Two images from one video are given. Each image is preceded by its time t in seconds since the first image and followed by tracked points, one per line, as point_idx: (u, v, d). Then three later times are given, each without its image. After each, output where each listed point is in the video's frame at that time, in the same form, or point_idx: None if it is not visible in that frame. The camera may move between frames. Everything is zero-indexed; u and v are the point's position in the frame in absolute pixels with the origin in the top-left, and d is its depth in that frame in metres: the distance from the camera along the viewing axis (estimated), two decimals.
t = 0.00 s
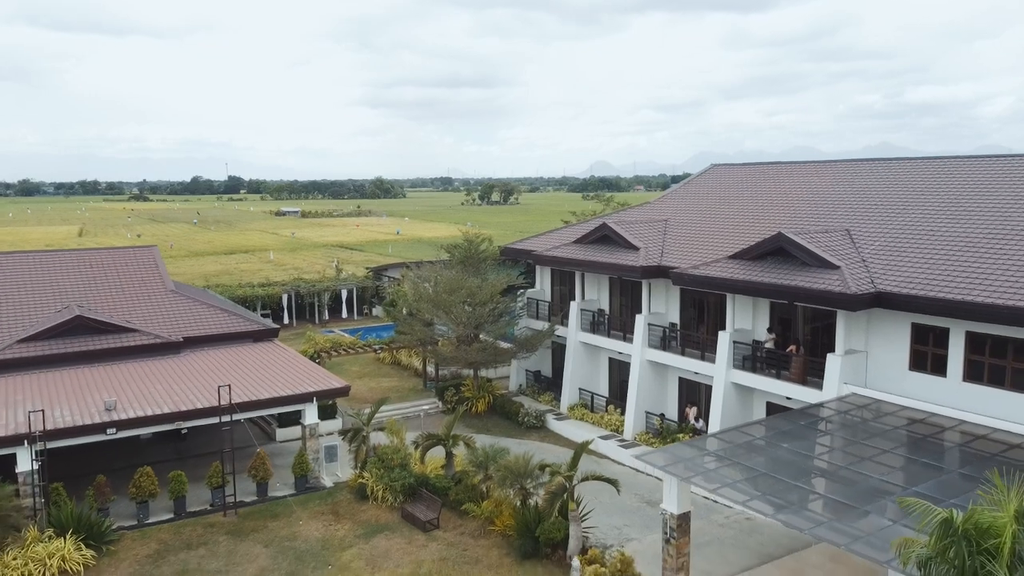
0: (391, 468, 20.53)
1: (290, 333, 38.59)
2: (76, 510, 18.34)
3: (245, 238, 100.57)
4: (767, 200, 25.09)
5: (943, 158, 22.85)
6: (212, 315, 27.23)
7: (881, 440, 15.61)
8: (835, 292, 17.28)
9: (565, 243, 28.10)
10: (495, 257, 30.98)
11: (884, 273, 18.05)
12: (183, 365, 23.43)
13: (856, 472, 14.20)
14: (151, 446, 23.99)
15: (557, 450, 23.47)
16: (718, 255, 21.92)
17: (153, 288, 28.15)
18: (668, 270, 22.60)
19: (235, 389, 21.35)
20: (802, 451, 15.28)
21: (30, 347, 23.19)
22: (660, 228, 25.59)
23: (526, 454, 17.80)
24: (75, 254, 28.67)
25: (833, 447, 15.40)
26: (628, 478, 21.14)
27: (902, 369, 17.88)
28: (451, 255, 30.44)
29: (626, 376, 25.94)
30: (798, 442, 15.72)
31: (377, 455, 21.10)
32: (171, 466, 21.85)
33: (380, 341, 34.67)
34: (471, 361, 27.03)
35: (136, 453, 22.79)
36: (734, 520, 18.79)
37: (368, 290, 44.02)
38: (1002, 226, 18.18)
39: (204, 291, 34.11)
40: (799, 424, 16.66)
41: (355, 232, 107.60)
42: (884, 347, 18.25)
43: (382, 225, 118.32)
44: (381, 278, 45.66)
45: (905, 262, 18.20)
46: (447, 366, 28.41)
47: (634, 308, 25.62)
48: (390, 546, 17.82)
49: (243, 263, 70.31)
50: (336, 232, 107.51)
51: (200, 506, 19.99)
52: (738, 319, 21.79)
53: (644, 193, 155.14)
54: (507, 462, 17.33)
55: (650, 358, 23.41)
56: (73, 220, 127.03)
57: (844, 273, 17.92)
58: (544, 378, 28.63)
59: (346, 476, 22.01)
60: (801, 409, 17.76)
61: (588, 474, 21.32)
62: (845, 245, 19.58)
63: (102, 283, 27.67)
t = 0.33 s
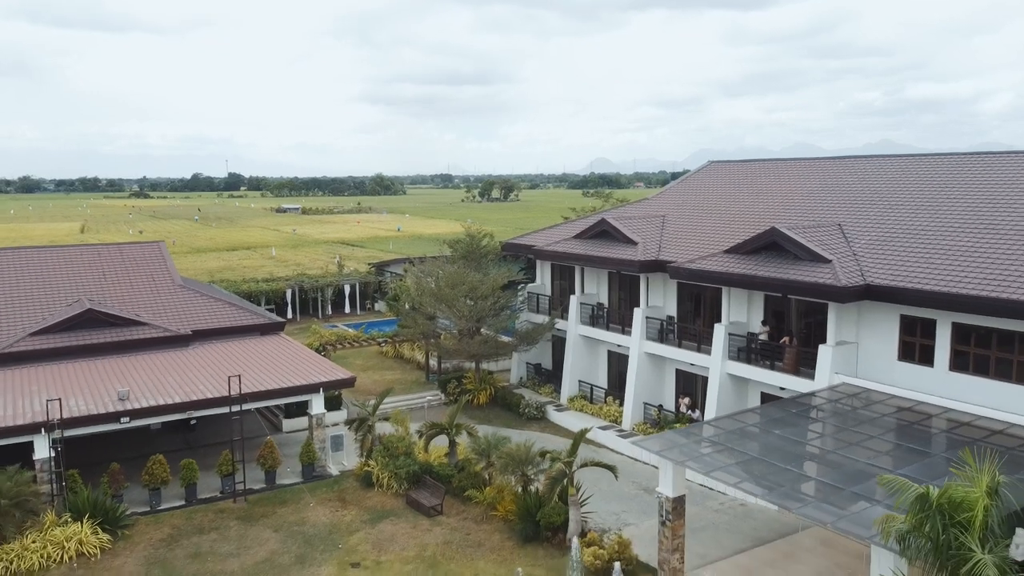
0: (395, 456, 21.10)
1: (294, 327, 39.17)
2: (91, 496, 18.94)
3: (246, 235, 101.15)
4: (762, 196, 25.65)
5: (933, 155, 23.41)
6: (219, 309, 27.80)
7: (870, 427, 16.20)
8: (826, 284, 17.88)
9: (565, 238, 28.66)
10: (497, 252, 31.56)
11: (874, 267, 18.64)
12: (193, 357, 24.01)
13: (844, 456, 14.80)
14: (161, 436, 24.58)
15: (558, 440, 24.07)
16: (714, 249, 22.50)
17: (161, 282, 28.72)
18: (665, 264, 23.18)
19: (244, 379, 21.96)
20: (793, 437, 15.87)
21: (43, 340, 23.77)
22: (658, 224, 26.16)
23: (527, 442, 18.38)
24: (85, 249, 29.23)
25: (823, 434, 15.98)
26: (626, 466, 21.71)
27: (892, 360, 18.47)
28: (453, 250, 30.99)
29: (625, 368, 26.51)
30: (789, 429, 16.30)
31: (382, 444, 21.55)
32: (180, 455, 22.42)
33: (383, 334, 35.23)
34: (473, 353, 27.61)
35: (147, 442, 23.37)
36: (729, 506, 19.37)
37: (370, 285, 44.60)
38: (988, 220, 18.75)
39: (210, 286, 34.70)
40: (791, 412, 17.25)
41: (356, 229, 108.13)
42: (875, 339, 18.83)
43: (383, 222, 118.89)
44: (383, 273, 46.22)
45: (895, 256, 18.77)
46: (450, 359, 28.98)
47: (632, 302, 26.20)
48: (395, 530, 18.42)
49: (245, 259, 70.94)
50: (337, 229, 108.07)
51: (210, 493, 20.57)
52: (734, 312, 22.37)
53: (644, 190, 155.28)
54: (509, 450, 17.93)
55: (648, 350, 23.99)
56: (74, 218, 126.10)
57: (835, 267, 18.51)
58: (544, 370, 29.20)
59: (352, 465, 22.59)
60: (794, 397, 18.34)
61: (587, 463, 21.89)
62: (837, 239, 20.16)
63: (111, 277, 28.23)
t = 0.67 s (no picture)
0: (400, 443, 21.80)
1: (298, 321, 39.80)
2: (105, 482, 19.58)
3: (248, 231, 101.78)
4: (757, 192, 26.21)
5: (925, 151, 23.94)
6: (227, 303, 28.39)
7: (859, 414, 16.80)
8: (817, 277, 18.49)
9: (565, 234, 29.26)
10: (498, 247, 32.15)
11: (865, 260, 19.24)
12: (202, 349, 24.62)
13: (834, 441, 15.40)
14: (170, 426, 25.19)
15: (558, 430, 24.68)
16: (710, 244, 23.09)
17: (170, 277, 29.31)
18: (663, 259, 23.79)
19: (253, 370, 22.59)
20: (785, 424, 16.48)
21: (55, 333, 24.37)
22: (656, 219, 26.75)
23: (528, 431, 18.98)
24: (95, 244, 29.81)
25: (814, 421, 16.59)
26: (625, 455, 22.31)
27: (882, 350, 19.06)
28: (456, 245, 31.58)
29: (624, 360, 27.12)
30: (781, 416, 16.91)
31: (388, 433, 22.33)
32: (191, 444, 23.03)
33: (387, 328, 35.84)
34: (475, 346, 28.22)
35: (158, 432, 23.98)
36: (724, 492, 19.97)
37: (373, 281, 45.26)
38: (976, 215, 19.32)
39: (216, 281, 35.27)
40: (783, 400, 17.85)
41: (357, 225, 108.75)
42: (865, 330, 19.43)
43: (383, 219, 119.46)
44: (385, 269, 46.87)
45: (885, 250, 19.37)
46: (452, 352, 29.58)
47: (631, 296, 26.80)
48: (401, 515, 19.05)
49: (247, 255, 71.56)
50: (338, 225, 108.69)
51: (220, 481, 21.18)
52: (729, 305, 22.98)
53: (643, 187, 155.75)
54: (511, 438, 18.54)
55: (646, 342, 24.60)
56: (76, 214, 126.47)
57: (826, 260, 19.12)
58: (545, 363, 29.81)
59: (357, 454, 23.20)
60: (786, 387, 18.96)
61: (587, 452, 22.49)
62: (830, 234, 20.76)
63: (121, 272, 28.83)
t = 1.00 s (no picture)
0: (404, 432, 22.42)
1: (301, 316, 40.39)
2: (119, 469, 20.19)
3: (250, 227, 102.42)
4: (753, 188, 26.79)
5: (915, 147, 24.54)
6: (233, 297, 28.97)
7: (848, 402, 17.40)
8: (808, 270, 19.11)
9: (565, 229, 29.83)
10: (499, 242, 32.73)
11: (855, 254, 19.84)
12: (211, 341, 25.22)
13: (823, 427, 16.00)
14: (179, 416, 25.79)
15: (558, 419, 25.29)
16: (707, 238, 23.68)
17: (177, 271, 29.91)
18: (660, 253, 24.38)
19: (261, 361, 23.21)
20: (777, 411, 17.09)
21: (67, 326, 24.97)
22: (654, 214, 27.32)
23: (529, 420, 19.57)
24: (103, 239, 30.37)
25: (805, 408, 17.18)
26: (623, 443, 22.92)
27: (872, 341, 19.66)
28: (457, 240, 32.14)
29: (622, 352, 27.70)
30: (774, 404, 17.51)
31: (392, 422, 22.84)
32: (200, 433, 23.64)
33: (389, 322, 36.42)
34: (476, 339, 28.82)
35: (168, 421, 24.58)
36: (718, 479, 20.60)
37: (375, 276, 45.91)
38: (962, 209, 19.94)
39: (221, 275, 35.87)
40: (776, 389, 18.44)
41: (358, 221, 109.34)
42: (856, 321, 20.03)
43: (384, 215, 119.97)
44: (387, 264, 47.52)
45: (875, 244, 19.97)
46: (454, 345, 30.15)
47: (629, 289, 27.39)
48: (405, 501, 19.67)
49: (250, 250, 72.20)
50: (339, 221, 109.34)
51: (229, 468, 21.79)
52: (725, 298, 23.57)
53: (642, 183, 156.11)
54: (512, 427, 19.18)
55: (644, 335, 25.21)
56: (77, 211, 126.70)
57: (818, 254, 19.72)
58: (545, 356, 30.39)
59: (362, 443, 23.80)
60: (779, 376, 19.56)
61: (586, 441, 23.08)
62: (822, 228, 21.36)
63: (130, 266, 29.40)
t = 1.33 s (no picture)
0: (408, 421, 23.04)
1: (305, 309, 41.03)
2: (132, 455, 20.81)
3: (251, 223, 103.02)
4: (749, 183, 27.36)
5: (907, 143, 25.10)
6: (240, 290, 29.57)
7: (838, 390, 18.01)
8: (799, 263, 19.71)
9: (565, 223, 30.44)
10: (500, 236, 33.33)
11: (846, 247, 20.43)
12: (219, 333, 25.83)
13: (814, 413, 16.61)
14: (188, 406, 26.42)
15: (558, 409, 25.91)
16: (703, 232, 24.27)
17: (184, 264, 30.50)
18: (658, 246, 24.97)
19: (269, 351, 23.84)
20: (769, 398, 17.71)
21: (78, 317, 25.56)
22: (652, 209, 27.91)
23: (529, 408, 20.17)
24: (112, 233, 30.96)
25: (797, 395, 17.79)
26: (621, 432, 23.52)
27: (863, 332, 20.27)
28: (459, 235, 32.73)
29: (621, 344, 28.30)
30: (766, 391, 18.12)
31: (397, 411, 23.42)
32: (209, 421, 24.25)
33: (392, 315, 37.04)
34: (478, 331, 29.43)
35: (177, 410, 25.20)
36: (714, 465, 21.24)
37: (377, 270, 46.53)
38: (950, 204, 20.53)
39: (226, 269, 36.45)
40: (768, 378, 19.06)
41: (359, 216, 109.94)
42: (847, 312, 20.64)
43: (384, 210, 120.41)
44: (389, 259, 48.13)
45: (865, 237, 20.56)
46: (456, 337, 30.74)
47: (627, 282, 28.00)
48: (410, 486, 20.29)
49: (252, 245, 72.79)
50: (340, 217, 109.91)
51: (238, 456, 22.40)
52: (720, 290, 24.18)
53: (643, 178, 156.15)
54: (513, 415, 19.83)
55: (641, 326, 25.83)
56: (79, 207, 126.98)
57: (809, 247, 20.32)
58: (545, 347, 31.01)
59: (367, 432, 24.42)
60: (772, 365, 20.17)
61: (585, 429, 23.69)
62: (815, 222, 21.95)
63: (138, 260, 30.01)
